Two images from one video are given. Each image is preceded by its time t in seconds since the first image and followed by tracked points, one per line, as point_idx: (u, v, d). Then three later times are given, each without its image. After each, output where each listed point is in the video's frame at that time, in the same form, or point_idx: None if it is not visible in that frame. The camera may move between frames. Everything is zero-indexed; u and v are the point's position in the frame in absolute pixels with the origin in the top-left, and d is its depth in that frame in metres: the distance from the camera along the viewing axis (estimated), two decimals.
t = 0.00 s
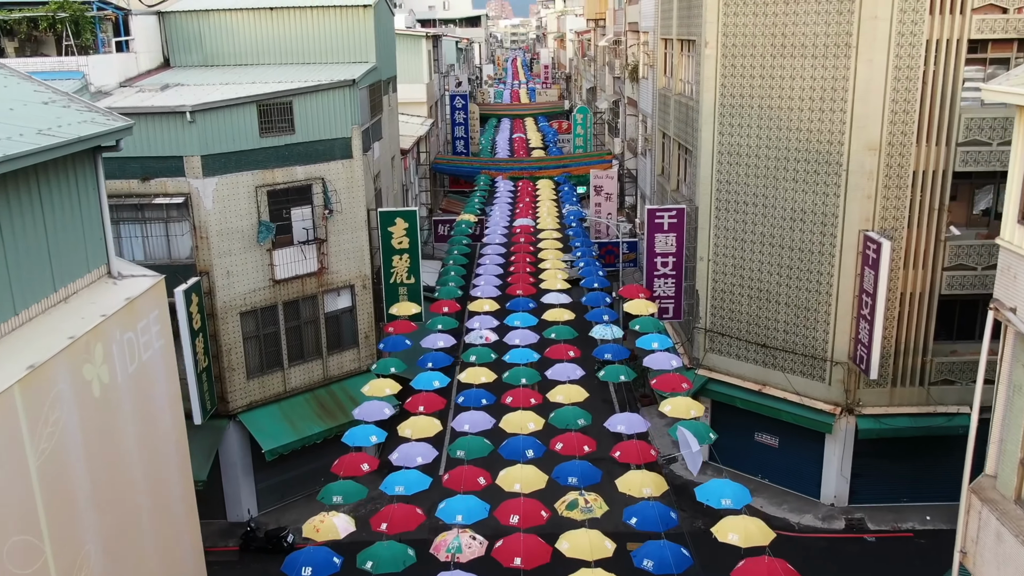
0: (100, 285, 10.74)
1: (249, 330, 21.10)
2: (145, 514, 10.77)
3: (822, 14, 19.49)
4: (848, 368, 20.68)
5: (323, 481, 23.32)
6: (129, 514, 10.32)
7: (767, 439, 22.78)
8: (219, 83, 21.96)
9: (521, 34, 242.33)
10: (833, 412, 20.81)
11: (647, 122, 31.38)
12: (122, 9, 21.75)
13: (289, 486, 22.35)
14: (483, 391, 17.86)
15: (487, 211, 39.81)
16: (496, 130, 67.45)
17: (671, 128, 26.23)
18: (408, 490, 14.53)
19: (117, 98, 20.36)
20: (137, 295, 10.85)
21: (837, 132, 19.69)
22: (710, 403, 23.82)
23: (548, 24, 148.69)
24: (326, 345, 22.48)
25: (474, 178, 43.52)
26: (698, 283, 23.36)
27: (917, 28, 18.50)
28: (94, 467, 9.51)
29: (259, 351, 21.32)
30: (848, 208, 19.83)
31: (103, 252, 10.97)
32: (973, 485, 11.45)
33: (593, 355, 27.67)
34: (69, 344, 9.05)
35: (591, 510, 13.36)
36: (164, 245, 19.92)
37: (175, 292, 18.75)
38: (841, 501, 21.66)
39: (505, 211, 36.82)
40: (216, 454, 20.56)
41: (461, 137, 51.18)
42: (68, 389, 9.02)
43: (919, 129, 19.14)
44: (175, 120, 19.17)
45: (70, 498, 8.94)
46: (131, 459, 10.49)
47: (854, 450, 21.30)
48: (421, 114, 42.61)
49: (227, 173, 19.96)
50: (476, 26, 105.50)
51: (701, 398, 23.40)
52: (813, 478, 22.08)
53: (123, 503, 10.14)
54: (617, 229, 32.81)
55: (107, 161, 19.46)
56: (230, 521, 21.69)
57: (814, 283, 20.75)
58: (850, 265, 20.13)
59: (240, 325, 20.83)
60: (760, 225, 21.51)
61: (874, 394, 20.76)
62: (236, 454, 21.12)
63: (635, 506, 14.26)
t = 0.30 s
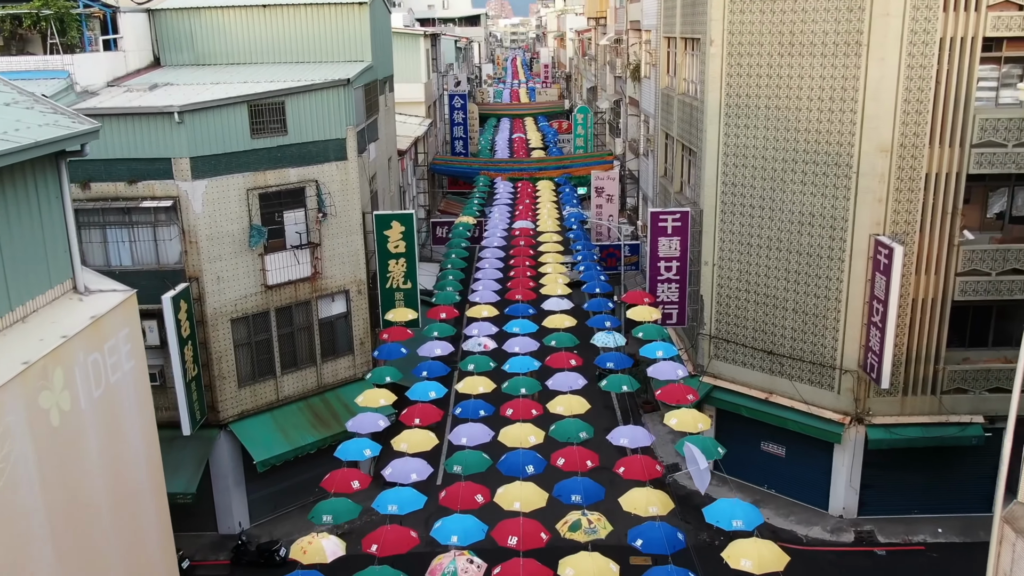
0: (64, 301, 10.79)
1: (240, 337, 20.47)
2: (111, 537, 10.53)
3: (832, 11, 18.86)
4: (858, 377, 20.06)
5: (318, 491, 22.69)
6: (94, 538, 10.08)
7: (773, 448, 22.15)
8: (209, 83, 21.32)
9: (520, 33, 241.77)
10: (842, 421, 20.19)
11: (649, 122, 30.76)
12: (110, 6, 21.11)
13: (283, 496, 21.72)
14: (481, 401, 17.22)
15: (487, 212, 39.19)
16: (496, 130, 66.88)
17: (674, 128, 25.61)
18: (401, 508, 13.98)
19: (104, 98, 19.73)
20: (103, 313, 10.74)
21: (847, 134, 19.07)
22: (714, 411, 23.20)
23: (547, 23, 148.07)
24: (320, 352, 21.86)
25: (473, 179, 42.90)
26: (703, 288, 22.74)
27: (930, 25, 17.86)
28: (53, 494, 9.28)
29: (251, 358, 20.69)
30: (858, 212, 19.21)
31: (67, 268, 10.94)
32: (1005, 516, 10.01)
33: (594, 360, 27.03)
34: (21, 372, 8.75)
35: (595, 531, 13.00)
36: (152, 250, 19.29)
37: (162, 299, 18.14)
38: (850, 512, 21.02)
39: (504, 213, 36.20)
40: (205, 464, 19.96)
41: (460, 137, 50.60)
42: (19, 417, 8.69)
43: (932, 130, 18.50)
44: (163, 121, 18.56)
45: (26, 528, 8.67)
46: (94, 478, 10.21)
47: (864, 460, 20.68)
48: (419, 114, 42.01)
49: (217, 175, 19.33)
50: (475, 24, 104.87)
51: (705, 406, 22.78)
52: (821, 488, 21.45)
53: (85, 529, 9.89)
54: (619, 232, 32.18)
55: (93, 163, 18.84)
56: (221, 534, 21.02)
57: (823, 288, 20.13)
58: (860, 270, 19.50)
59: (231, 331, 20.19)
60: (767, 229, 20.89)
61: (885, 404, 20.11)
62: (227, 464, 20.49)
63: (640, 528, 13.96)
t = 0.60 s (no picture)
0: (23, 319, 10.48)
1: (231, 345, 19.85)
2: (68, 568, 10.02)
3: (842, 8, 18.24)
4: (868, 386, 19.45)
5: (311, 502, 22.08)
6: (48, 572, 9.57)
7: (779, 458, 21.53)
8: (199, 82, 20.70)
9: (520, 33, 241.17)
10: (851, 431, 19.57)
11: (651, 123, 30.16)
12: (96, 3, 20.49)
13: (275, 507, 21.11)
14: (479, 413, 16.59)
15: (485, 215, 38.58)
16: (495, 130, 66.28)
17: (677, 129, 25.00)
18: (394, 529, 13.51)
19: (89, 97, 19.10)
20: (64, 333, 10.34)
21: (858, 135, 18.44)
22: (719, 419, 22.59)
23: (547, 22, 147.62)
24: (313, 359, 21.26)
25: (472, 180, 42.29)
26: (708, 293, 22.13)
27: (945, 22, 17.24)
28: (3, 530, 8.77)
29: (242, 366, 20.08)
30: (868, 216, 18.59)
31: (25, 284, 10.66)
32: None
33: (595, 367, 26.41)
34: None
35: (599, 554, 12.59)
36: (139, 255, 18.67)
37: (149, 306, 17.50)
38: (859, 525, 20.39)
39: (503, 215, 35.59)
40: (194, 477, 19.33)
41: (458, 137, 49.97)
42: None
43: (946, 131, 17.87)
44: (150, 121, 17.94)
45: None
46: (50, 509, 9.68)
47: (873, 470, 20.06)
48: (417, 114, 41.42)
49: (207, 178, 18.71)
50: (474, 24, 104.34)
51: (710, 414, 22.16)
52: (829, 500, 20.82)
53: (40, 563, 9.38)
54: (620, 234, 31.58)
55: (77, 165, 18.20)
56: (211, 547, 20.39)
57: (832, 295, 19.51)
58: (870, 276, 18.88)
59: (221, 339, 19.56)
60: (774, 233, 20.28)
61: (896, 413, 19.50)
62: (218, 476, 19.89)
63: (645, 550, 13.62)
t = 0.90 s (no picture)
0: None
1: (221, 353, 19.22)
2: None
3: (853, 5, 17.62)
4: (878, 396, 18.82)
5: (305, 513, 21.47)
6: None
7: (786, 469, 20.91)
8: (188, 82, 20.07)
9: (520, 32, 240.59)
10: (861, 442, 18.94)
11: (654, 123, 29.58)
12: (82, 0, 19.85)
13: (267, 519, 20.49)
14: (475, 425, 15.95)
15: (484, 217, 37.99)
16: (495, 130, 65.72)
17: (681, 130, 24.41)
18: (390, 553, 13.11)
19: (74, 97, 18.46)
20: (15, 360, 9.82)
21: (869, 136, 17.81)
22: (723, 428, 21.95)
23: (548, 21, 147.02)
24: (306, 367, 20.65)
25: (470, 181, 41.71)
26: (712, 299, 21.52)
27: (959, 20, 16.63)
28: None
29: (232, 375, 19.45)
30: (879, 220, 17.96)
31: None
32: None
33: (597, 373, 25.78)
34: None
35: None
36: (125, 261, 18.08)
37: (134, 314, 16.86)
38: (868, 538, 19.76)
39: (503, 217, 34.99)
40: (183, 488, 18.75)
41: (457, 138, 49.48)
42: None
43: (960, 132, 17.23)
44: (135, 123, 17.32)
45: None
46: None
47: (883, 482, 19.43)
48: (414, 114, 40.80)
49: (195, 181, 18.09)
50: (474, 23, 103.76)
51: (715, 424, 21.56)
52: (837, 512, 20.19)
53: None
54: (621, 237, 30.98)
55: (60, 168, 17.54)
56: (201, 560, 19.76)
57: (841, 301, 18.89)
58: (882, 282, 18.24)
59: (211, 347, 18.94)
60: (781, 237, 19.66)
61: (907, 424, 18.88)
62: (207, 487, 19.25)
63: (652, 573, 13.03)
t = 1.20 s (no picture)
0: None
1: (209, 362, 18.60)
2: None
3: (864, 3, 16.99)
4: (888, 406, 18.19)
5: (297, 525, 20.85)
6: None
7: (793, 481, 20.29)
8: (177, 82, 19.46)
9: (520, 32, 239.99)
10: (871, 454, 18.32)
11: (656, 124, 28.98)
12: None
13: (258, 532, 19.88)
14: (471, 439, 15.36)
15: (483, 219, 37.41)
16: (494, 129, 65.15)
17: (684, 131, 23.80)
18: None
19: (57, 98, 17.83)
20: None
21: (880, 138, 17.18)
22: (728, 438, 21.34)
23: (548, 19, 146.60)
24: (299, 376, 20.04)
25: (469, 183, 41.20)
26: (717, 306, 20.91)
27: (974, 18, 16.02)
28: None
29: (222, 384, 18.83)
30: (891, 225, 17.33)
31: None
32: None
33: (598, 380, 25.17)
34: None
35: None
36: (110, 267, 17.47)
37: (117, 323, 16.20)
38: (878, 553, 19.13)
39: (502, 219, 34.41)
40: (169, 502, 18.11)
41: (456, 138, 48.92)
42: None
43: (976, 134, 16.59)
44: (119, 125, 16.70)
45: None
46: None
47: (894, 495, 18.81)
48: (412, 114, 40.17)
49: (183, 184, 17.48)
50: (473, 22, 103.13)
51: (719, 434, 20.94)
52: (846, 525, 19.56)
53: None
54: (622, 240, 30.37)
55: (42, 171, 16.89)
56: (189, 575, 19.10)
57: (851, 308, 18.27)
58: (893, 289, 17.61)
59: (199, 356, 18.31)
60: (788, 242, 19.04)
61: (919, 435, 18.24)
62: (195, 499, 18.63)
63: None
